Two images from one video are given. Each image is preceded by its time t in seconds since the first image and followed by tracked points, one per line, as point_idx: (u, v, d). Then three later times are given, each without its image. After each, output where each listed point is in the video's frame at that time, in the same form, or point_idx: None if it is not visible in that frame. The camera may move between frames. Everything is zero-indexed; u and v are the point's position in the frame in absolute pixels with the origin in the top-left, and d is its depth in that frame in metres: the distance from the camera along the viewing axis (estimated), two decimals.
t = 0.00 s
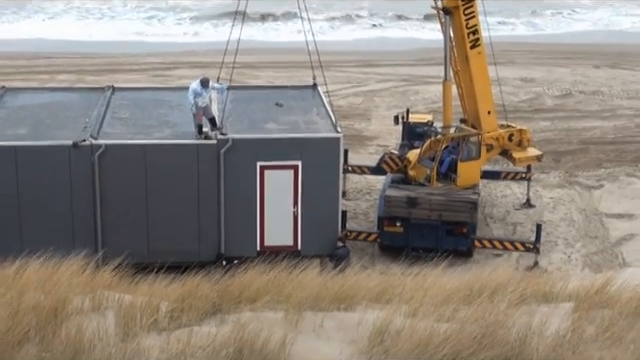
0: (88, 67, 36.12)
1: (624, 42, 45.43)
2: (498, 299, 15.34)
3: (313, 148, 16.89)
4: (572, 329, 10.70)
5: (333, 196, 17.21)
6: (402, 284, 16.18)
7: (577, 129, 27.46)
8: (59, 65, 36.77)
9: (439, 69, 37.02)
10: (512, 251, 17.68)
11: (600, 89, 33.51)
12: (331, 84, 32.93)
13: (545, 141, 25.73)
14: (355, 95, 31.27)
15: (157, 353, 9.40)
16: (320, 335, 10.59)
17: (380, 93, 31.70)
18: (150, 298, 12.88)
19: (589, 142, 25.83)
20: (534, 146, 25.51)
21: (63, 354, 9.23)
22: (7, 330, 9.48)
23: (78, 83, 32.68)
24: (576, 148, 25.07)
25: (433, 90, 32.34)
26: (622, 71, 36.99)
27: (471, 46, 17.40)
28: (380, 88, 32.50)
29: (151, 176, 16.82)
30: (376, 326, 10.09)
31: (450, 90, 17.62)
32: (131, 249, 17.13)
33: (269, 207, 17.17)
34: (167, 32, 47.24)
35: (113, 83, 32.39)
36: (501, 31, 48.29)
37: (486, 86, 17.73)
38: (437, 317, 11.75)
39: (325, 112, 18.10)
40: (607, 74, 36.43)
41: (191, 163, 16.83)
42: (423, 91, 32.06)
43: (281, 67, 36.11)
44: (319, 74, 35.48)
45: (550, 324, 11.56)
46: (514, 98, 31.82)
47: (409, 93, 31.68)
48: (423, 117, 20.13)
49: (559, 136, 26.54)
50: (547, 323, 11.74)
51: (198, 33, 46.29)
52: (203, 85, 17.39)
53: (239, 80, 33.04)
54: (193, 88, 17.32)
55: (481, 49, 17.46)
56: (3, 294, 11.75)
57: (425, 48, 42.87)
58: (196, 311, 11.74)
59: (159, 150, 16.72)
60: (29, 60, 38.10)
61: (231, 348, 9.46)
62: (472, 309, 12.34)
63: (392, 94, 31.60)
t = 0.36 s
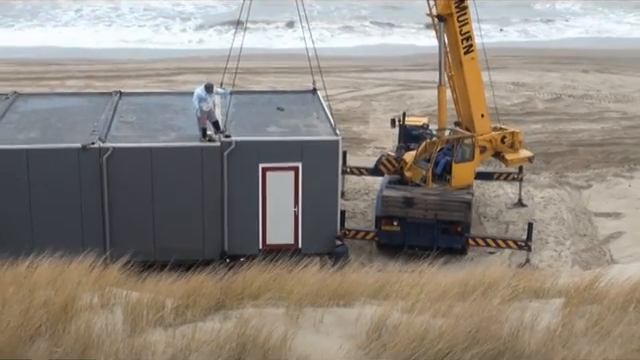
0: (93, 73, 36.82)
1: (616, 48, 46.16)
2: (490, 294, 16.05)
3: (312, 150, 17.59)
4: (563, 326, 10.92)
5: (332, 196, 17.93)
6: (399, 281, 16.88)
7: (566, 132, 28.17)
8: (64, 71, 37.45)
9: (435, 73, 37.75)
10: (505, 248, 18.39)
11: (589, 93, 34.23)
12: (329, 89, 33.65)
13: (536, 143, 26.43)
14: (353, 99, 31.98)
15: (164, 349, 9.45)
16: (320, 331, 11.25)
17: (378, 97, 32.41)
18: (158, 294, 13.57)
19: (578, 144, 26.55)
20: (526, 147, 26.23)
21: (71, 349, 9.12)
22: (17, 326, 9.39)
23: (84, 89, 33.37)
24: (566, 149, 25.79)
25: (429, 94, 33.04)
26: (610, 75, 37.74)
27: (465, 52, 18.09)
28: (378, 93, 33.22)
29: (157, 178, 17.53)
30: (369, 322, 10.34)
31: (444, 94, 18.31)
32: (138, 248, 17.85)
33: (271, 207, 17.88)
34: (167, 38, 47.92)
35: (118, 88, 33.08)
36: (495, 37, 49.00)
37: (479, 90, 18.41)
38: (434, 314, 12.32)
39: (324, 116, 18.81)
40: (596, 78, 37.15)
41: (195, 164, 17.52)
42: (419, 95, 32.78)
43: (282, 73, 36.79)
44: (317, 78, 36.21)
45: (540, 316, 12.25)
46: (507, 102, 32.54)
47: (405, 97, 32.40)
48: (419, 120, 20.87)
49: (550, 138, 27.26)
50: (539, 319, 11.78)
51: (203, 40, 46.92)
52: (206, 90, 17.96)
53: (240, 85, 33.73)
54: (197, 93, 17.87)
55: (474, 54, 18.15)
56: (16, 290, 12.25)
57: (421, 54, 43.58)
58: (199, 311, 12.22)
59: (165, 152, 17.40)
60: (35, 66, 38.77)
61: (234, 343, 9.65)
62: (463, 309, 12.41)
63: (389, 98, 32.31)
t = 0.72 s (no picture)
0: (96, 80, 37.52)
1: (604, 57, 46.89)
2: (482, 292, 16.79)
3: (311, 154, 18.30)
4: (552, 323, 10.97)
5: (331, 198, 18.67)
6: (395, 279, 17.62)
7: (555, 136, 28.92)
8: (68, 78, 38.14)
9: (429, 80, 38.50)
10: (497, 248, 19.12)
11: (577, 100, 35.00)
12: (327, 95, 34.40)
13: (526, 148, 27.20)
14: (350, 105, 32.74)
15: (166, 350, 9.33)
16: (318, 328, 11.83)
17: (374, 103, 33.17)
18: (164, 292, 14.25)
19: (567, 148, 27.32)
20: (516, 152, 27.00)
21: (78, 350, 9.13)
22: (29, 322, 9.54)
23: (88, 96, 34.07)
24: (555, 154, 26.56)
25: (424, 100, 33.77)
26: (596, 83, 38.49)
27: (458, 60, 18.85)
28: (374, 99, 33.98)
29: (162, 180, 18.24)
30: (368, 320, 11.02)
31: (438, 100, 19.06)
32: (143, 248, 18.57)
33: (272, 209, 18.61)
34: (166, 45, 48.60)
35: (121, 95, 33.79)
36: (487, 46, 49.70)
37: (472, 96, 19.16)
38: (428, 310, 12.94)
39: (323, 121, 19.56)
40: (583, 85, 37.90)
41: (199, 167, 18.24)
42: (414, 101, 33.55)
43: (282, 80, 37.50)
44: (315, 85, 36.95)
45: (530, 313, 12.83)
46: (499, 108, 33.29)
47: (401, 104, 33.16)
48: (414, 125, 21.65)
49: (539, 142, 28.03)
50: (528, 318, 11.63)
51: (207, 49, 47.56)
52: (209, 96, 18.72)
53: (239, 92, 34.46)
54: (201, 99, 18.64)
55: (467, 62, 18.91)
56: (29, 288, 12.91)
57: (415, 62, 44.31)
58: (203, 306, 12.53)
59: (169, 156, 18.11)
60: (38, 73, 39.45)
61: (235, 339, 9.54)
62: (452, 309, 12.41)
63: (385, 104, 33.07)
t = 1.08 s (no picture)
0: (98, 88, 38.22)
1: (594, 65, 47.62)
2: (474, 290, 17.55)
3: (310, 158, 19.05)
4: (542, 321, 11.52)
5: (328, 201, 19.42)
6: (390, 278, 18.38)
7: (544, 141, 29.69)
8: (71, 86, 38.84)
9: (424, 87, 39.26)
10: (489, 249, 19.87)
11: (565, 106, 35.77)
12: (324, 102, 35.14)
13: (516, 152, 27.98)
14: (347, 112, 33.50)
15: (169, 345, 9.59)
16: (318, 325, 12.42)
17: (370, 110, 33.92)
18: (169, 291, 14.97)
19: (556, 152, 28.11)
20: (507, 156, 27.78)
21: (87, 347, 9.23)
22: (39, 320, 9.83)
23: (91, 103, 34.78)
24: (544, 158, 27.35)
25: (418, 106, 34.51)
26: (584, 90, 39.24)
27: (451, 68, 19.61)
28: (370, 105, 34.74)
29: (166, 183, 18.98)
30: (363, 317, 11.62)
31: (432, 107, 19.82)
32: (148, 248, 19.33)
33: (272, 210, 19.37)
34: (166, 54, 49.32)
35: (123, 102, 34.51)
36: (480, 55, 50.41)
37: (464, 103, 19.92)
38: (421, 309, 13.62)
39: (321, 127, 20.33)
40: (571, 92, 38.66)
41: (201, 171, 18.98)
42: (408, 107, 34.31)
43: (281, 87, 38.26)
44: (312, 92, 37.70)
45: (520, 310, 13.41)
46: (490, 114, 34.04)
47: (396, 110, 33.92)
48: (408, 130, 22.44)
49: (529, 147, 28.81)
50: (518, 315, 12.17)
51: (210, 58, 48.27)
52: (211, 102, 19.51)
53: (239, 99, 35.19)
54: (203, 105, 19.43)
55: (460, 70, 19.67)
56: (39, 288, 13.38)
57: (410, 70, 45.05)
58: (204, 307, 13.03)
59: (173, 160, 18.85)
60: (42, 81, 40.14)
61: (236, 336, 9.86)
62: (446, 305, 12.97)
63: (381, 110, 33.82)
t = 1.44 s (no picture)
0: (103, 94, 38.97)
1: (582, 73, 48.23)
2: (467, 288, 18.31)
3: (310, 162, 19.81)
4: (534, 317, 11.71)
5: (327, 203, 20.19)
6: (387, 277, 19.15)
7: (536, 145, 30.43)
8: (76, 92, 39.59)
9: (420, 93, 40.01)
10: (482, 249, 20.63)
11: (555, 111, 36.51)
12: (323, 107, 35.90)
13: (509, 156, 28.75)
14: (346, 117, 34.26)
15: (173, 344, 9.91)
16: (316, 324, 13.01)
17: (368, 115, 34.67)
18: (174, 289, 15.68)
19: (547, 156, 28.88)
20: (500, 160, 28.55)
21: (93, 343, 9.83)
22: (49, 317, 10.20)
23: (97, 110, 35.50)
24: (536, 161, 28.12)
25: (415, 111, 35.27)
26: (573, 96, 39.96)
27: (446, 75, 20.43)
28: (368, 111, 35.49)
29: (171, 185, 19.72)
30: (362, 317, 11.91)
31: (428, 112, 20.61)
32: (154, 248, 20.08)
33: (273, 212, 20.13)
34: (167, 61, 50.05)
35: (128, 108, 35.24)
36: (473, 62, 51.07)
37: (458, 109, 20.75)
38: (415, 306, 14.29)
39: (320, 131, 21.10)
40: (561, 98, 39.36)
41: (205, 174, 19.71)
42: (405, 113, 35.06)
43: (281, 93, 39.01)
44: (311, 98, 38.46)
45: (510, 308, 13.99)
46: (481, 120, 34.75)
47: (393, 115, 34.68)
48: (405, 134, 23.24)
49: (521, 150, 29.57)
50: (511, 312, 12.52)
51: (215, 65, 48.91)
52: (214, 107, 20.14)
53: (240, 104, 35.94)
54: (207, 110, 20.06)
55: (455, 77, 20.50)
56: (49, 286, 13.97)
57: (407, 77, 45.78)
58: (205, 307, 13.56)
59: (177, 163, 19.58)
60: (48, 88, 40.86)
61: (238, 333, 10.17)
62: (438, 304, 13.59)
63: (378, 116, 34.58)
